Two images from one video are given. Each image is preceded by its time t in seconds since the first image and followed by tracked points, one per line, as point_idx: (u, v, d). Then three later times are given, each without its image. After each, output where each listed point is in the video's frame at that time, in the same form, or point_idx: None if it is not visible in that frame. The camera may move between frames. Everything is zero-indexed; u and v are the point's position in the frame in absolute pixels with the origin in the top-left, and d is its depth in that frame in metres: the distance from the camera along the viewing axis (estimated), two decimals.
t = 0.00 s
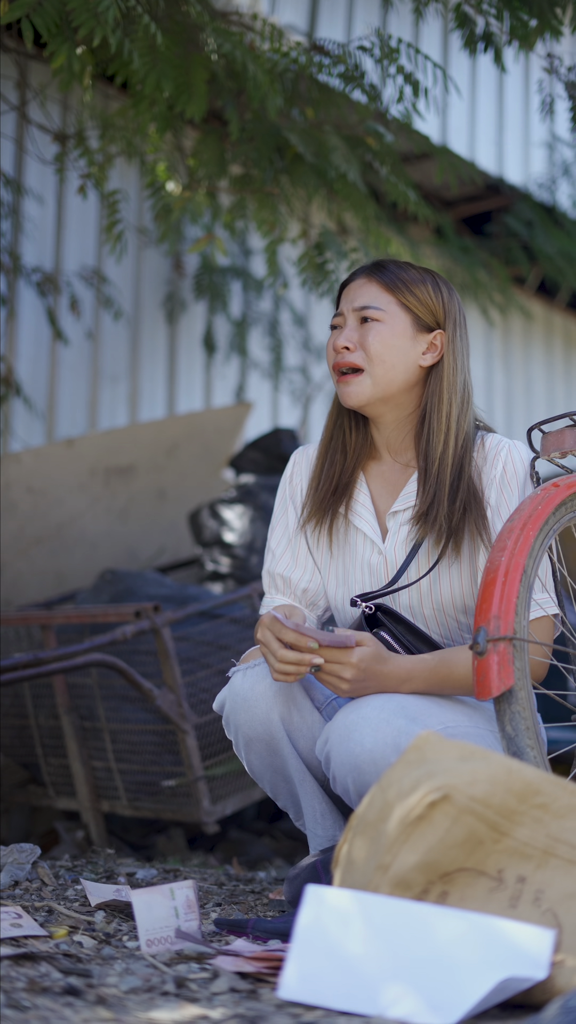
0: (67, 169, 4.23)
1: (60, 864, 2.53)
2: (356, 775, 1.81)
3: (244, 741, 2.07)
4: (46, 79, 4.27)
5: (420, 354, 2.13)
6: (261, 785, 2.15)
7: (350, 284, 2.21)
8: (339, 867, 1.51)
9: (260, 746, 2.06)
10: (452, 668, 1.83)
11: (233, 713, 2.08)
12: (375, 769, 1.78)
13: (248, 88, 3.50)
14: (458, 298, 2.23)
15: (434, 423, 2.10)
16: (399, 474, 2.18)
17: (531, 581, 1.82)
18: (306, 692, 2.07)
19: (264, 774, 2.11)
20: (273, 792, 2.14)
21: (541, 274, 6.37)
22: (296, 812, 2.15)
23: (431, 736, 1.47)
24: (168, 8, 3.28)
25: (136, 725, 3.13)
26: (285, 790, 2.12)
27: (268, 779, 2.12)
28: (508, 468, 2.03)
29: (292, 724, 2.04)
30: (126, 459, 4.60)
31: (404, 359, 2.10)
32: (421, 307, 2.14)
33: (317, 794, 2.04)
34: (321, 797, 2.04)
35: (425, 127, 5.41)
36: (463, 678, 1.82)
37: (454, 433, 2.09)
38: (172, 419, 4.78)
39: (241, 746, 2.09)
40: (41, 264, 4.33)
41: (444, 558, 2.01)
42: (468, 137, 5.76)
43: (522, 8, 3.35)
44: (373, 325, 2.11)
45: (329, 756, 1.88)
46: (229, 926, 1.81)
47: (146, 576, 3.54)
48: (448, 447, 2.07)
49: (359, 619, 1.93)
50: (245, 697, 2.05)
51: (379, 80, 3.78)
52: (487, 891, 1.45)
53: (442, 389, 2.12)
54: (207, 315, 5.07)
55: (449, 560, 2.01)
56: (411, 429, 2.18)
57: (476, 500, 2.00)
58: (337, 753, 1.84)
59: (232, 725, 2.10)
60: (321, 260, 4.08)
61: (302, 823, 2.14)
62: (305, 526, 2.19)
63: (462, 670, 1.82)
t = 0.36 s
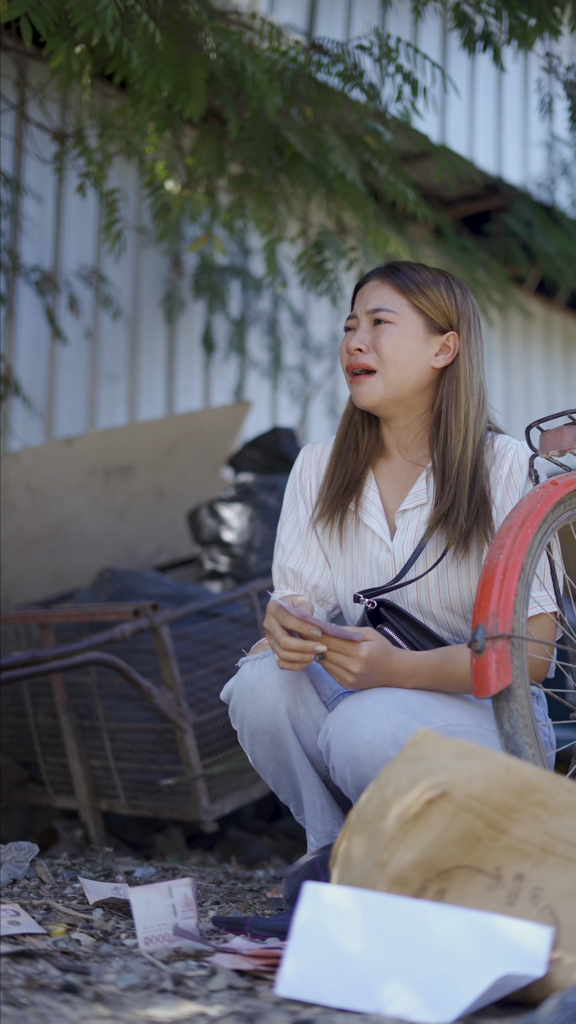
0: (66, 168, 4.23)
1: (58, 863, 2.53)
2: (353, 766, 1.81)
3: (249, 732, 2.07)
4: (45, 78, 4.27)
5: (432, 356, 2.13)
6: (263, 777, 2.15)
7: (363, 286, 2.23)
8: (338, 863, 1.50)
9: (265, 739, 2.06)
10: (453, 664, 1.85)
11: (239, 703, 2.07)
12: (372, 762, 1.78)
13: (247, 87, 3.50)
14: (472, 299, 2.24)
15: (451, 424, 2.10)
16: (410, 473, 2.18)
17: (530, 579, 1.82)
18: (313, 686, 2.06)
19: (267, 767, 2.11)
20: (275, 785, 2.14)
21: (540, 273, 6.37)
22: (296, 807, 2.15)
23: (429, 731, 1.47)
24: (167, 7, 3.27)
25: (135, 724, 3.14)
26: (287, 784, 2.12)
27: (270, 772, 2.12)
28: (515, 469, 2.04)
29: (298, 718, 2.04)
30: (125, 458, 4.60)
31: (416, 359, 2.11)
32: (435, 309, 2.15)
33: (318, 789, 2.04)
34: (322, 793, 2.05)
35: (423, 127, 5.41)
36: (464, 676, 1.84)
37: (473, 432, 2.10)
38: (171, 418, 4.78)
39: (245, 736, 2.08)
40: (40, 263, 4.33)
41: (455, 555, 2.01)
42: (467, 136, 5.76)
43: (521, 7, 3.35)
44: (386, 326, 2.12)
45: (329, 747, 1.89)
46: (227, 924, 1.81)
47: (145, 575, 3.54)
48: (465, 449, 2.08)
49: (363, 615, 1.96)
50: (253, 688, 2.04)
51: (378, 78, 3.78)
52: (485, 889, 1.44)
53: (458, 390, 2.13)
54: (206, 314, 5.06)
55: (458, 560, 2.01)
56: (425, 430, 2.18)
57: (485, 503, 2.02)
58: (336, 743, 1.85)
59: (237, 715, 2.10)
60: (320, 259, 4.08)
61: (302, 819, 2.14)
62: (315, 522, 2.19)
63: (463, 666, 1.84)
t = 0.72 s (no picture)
0: (64, 168, 4.23)
1: (55, 862, 2.53)
2: (348, 764, 1.81)
3: (245, 724, 2.07)
4: (43, 78, 4.27)
5: (404, 356, 2.13)
6: (259, 773, 2.15)
7: (335, 290, 2.24)
8: (334, 862, 1.50)
9: (261, 730, 2.06)
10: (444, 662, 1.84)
11: (236, 694, 2.07)
12: (367, 758, 1.77)
13: (244, 86, 3.50)
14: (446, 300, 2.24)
15: (434, 427, 2.10)
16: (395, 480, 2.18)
17: (526, 578, 1.82)
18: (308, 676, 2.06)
19: (264, 760, 2.10)
20: (272, 780, 2.14)
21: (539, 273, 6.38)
22: (294, 804, 2.14)
23: (425, 731, 1.48)
24: (165, 6, 3.26)
25: (132, 723, 3.14)
26: (284, 778, 2.12)
27: (267, 766, 2.11)
28: (497, 467, 2.02)
29: (294, 707, 2.04)
30: (122, 458, 4.61)
31: (387, 360, 2.11)
32: (405, 310, 2.15)
33: (314, 780, 2.03)
34: (318, 784, 2.03)
35: (421, 127, 5.42)
36: (457, 672, 1.83)
37: (455, 433, 2.10)
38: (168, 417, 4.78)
39: (241, 729, 2.08)
40: (38, 263, 4.33)
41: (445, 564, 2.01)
42: (465, 136, 5.76)
43: (518, 7, 3.35)
44: (356, 329, 2.13)
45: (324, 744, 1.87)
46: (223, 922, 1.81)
47: (142, 575, 3.54)
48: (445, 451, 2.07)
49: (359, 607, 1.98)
50: (248, 676, 2.05)
51: (376, 79, 3.79)
52: (481, 887, 1.43)
53: (436, 391, 2.13)
54: (204, 313, 5.06)
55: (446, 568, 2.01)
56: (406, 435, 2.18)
57: (470, 506, 2.00)
58: (331, 741, 1.84)
59: (233, 707, 2.09)
60: (318, 258, 4.09)
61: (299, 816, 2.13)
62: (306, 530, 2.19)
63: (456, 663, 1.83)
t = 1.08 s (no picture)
0: (61, 167, 4.23)
1: (51, 861, 2.53)
2: (360, 765, 1.81)
3: (244, 736, 2.07)
4: (40, 77, 4.27)
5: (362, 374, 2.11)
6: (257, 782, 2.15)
7: (271, 317, 2.14)
8: (330, 860, 1.51)
9: (260, 741, 2.06)
10: (444, 657, 1.84)
11: (234, 708, 2.07)
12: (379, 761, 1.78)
13: (241, 85, 3.50)
14: (380, 292, 2.18)
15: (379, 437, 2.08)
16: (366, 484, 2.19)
17: (521, 576, 1.83)
18: (305, 688, 2.03)
19: (262, 770, 2.11)
20: (269, 789, 2.14)
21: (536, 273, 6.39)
22: (291, 811, 2.15)
23: (421, 729, 1.47)
24: (161, 5, 3.25)
25: (129, 723, 3.14)
26: (282, 787, 2.12)
27: (265, 775, 2.11)
28: (477, 468, 1.99)
29: (294, 721, 2.03)
30: (119, 457, 4.60)
31: (349, 385, 2.09)
32: (350, 327, 2.10)
33: (314, 790, 2.04)
34: (318, 793, 2.04)
35: (418, 126, 5.42)
36: (456, 670, 1.84)
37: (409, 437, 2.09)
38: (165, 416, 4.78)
39: (240, 741, 2.08)
40: (34, 262, 4.33)
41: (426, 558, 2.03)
42: (462, 135, 5.77)
43: (515, 7, 3.35)
44: (312, 363, 2.07)
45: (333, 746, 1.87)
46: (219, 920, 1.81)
47: (139, 574, 3.54)
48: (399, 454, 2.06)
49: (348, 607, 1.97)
50: (246, 690, 2.04)
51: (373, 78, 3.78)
52: (476, 885, 1.43)
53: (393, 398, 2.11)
54: (201, 312, 5.07)
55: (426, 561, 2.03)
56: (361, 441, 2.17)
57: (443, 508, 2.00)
58: (341, 743, 1.84)
59: (231, 721, 2.09)
60: (315, 258, 4.10)
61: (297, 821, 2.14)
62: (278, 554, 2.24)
63: (456, 661, 1.83)
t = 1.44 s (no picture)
0: (57, 166, 4.22)
1: (47, 861, 2.52)
2: (371, 755, 1.82)
3: (249, 732, 2.07)
4: (37, 76, 4.27)
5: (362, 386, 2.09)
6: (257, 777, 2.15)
7: (262, 350, 2.07)
8: (324, 859, 1.51)
9: (265, 738, 2.06)
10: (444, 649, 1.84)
11: (240, 704, 2.06)
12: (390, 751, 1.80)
13: (238, 85, 3.50)
14: (356, 293, 2.13)
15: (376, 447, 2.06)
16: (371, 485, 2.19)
17: (517, 576, 1.83)
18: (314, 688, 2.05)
19: (263, 766, 2.11)
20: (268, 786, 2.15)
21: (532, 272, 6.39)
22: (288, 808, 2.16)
23: (416, 729, 1.49)
24: (158, 5, 3.25)
25: (125, 722, 3.13)
26: (281, 785, 2.13)
27: (266, 771, 2.11)
28: (486, 475, 2.00)
29: (300, 721, 2.04)
30: (116, 456, 4.60)
31: (354, 402, 2.07)
32: (343, 345, 2.06)
33: (314, 790, 2.05)
34: (318, 793, 2.06)
35: (415, 125, 5.43)
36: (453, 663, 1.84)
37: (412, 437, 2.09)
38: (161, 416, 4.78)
39: (244, 736, 2.08)
40: (31, 262, 4.33)
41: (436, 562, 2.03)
42: (459, 135, 5.77)
43: (512, 7, 3.36)
44: (317, 390, 2.03)
45: (342, 737, 1.89)
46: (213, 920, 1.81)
47: (135, 573, 3.54)
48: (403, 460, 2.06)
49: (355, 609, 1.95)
50: (254, 688, 2.04)
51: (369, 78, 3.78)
52: (470, 884, 1.42)
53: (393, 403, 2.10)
54: (198, 312, 5.07)
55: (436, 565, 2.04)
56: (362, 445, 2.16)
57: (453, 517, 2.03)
58: (351, 732, 1.85)
59: (236, 716, 2.09)
60: (311, 257, 4.11)
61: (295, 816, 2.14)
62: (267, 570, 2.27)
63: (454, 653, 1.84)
